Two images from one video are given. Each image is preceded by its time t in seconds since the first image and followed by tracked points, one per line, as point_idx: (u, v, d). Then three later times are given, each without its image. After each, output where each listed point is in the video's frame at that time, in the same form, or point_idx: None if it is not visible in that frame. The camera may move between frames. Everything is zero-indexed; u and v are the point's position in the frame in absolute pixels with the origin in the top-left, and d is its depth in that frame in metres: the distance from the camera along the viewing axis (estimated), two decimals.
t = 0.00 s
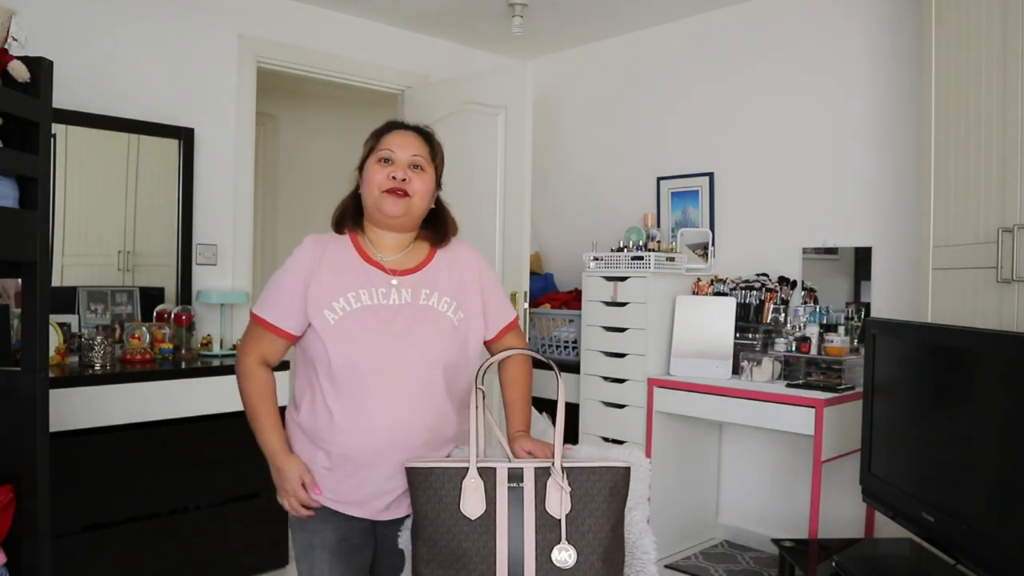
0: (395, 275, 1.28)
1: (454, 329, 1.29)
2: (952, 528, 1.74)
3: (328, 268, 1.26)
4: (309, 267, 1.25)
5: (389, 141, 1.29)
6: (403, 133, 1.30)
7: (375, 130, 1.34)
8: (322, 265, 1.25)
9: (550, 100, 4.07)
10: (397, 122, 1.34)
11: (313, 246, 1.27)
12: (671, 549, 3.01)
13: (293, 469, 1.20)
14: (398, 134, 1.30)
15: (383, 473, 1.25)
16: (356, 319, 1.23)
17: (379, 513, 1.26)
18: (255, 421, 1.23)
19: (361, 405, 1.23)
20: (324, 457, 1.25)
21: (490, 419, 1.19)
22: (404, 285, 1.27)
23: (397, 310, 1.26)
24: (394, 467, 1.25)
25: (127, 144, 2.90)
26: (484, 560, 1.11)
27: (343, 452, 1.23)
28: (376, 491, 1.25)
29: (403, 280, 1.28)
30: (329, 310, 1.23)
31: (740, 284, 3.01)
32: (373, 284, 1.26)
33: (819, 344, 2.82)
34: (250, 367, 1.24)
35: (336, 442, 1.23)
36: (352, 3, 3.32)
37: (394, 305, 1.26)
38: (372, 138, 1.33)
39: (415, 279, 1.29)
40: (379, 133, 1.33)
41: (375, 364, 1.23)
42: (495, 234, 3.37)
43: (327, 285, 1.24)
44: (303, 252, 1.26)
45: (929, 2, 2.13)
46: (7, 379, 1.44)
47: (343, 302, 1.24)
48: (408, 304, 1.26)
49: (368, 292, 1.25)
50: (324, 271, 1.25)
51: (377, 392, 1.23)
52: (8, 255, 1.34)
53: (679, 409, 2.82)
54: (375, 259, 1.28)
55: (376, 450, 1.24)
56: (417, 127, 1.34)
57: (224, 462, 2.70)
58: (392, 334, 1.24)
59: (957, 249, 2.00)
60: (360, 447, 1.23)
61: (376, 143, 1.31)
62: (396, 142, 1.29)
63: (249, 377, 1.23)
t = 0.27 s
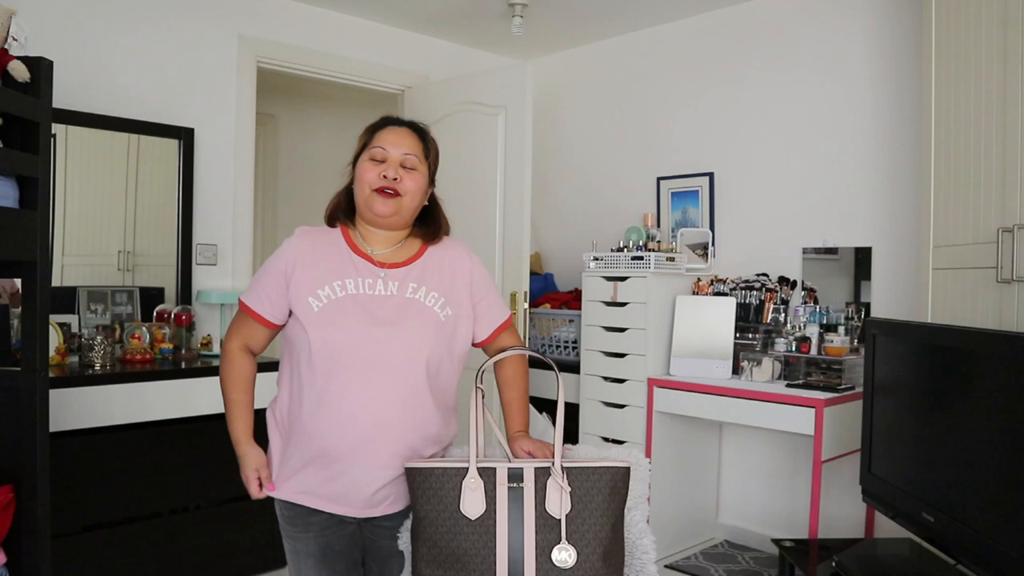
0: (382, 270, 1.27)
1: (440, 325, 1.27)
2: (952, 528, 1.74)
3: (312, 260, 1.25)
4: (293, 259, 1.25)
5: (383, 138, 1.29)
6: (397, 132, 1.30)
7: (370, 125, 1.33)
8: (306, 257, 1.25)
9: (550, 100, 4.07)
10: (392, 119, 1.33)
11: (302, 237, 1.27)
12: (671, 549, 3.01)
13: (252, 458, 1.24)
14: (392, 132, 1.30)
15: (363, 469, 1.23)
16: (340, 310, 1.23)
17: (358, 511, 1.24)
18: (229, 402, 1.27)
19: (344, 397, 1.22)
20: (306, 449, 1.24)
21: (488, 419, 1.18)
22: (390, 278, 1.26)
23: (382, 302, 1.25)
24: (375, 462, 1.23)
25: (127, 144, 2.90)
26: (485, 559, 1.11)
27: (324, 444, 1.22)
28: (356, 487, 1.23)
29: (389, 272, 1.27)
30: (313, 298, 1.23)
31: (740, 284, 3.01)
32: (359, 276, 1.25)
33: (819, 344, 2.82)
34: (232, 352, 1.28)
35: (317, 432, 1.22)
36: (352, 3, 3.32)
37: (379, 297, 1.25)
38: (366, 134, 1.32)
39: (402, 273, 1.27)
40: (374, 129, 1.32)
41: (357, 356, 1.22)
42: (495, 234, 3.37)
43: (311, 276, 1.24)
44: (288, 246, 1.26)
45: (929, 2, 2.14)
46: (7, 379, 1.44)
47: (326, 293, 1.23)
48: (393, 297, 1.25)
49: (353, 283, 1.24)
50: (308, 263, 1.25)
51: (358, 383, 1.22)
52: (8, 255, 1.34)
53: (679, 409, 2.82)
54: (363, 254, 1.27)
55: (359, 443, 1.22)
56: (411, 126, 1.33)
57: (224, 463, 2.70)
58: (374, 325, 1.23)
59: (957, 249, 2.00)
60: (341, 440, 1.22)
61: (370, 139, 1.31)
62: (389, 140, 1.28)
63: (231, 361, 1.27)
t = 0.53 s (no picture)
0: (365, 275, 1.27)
1: (427, 330, 1.26)
2: (952, 528, 1.74)
3: (298, 268, 1.26)
4: (279, 269, 1.26)
5: (381, 147, 1.29)
6: (395, 142, 1.30)
7: (367, 130, 1.33)
8: (292, 266, 1.26)
9: (550, 100, 4.07)
10: (392, 128, 1.33)
11: (289, 246, 1.29)
12: (671, 550, 3.01)
13: (260, 494, 1.25)
14: (390, 141, 1.30)
15: (350, 477, 1.22)
16: (324, 315, 1.23)
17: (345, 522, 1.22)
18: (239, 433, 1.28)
19: (330, 402, 1.22)
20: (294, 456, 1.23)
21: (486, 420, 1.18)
22: (376, 283, 1.26)
23: (367, 306, 1.24)
24: (361, 471, 1.22)
25: (127, 144, 2.90)
26: (485, 559, 1.11)
27: (312, 449, 1.22)
28: (343, 497, 1.21)
29: (374, 276, 1.27)
30: (298, 306, 1.23)
31: (740, 284, 3.01)
32: (345, 282, 1.25)
33: (819, 344, 2.82)
34: (244, 381, 1.29)
35: (304, 439, 1.22)
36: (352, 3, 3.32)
37: (364, 302, 1.25)
38: (365, 139, 1.32)
39: (388, 277, 1.27)
40: (373, 135, 1.32)
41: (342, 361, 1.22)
42: (495, 234, 3.37)
43: (296, 284, 1.25)
44: (276, 257, 1.28)
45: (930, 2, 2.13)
46: (7, 379, 1.44)
47: (311, 299, 1.24)
48: (379, 302, 1.25)
49: (337, 289, 1.24)
50: (293, 272, 1.26)
51: (344, 390, 1.22)
52: (8, 255, 1.34)
53: (679, 409, 2.82)
54: (348, 260, 1.28)
55: (346, 448, 1.22)
56: (411, 137, 1.34)
57: (224, 462, 2.70)
58: (359, 331, 1.22)
59: (957, 250, 2.00)
60: (329, 445, 1.22)
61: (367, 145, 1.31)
62: (387, 150, 1.29)
63: (241, 390, 1.29)
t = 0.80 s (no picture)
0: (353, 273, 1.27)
1: (414, 326, 1.25)
2: (952, 528, 1.74)
3: (289, 269, 1.28)
4: (270, 271, 1.28)
5: (386, 151, 1.29)
6: (401, 147, 1.30)
7: (375, 130, 1.32)
8: (283, 268, 1.28)
9: (550, 101, 4.07)
10: (399, 131, 1.33)
11: (285, 246, 1.31)
12: (671, 549, 3.01)
13: (240, 499, 1.25)
14: (395, 146, 1.30)
15: (339, 476, 1.21)
16: (312, 314, 1.24)
17: (336, 521, 1.22)
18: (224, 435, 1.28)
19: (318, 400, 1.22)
20: (287, 455, 1.24)
21: (485, 421, 1.17)
22: (364, 281, 1.26)
23: (354, 304, 1.24)
24: (353, 469, 1.21)
25: (127, 144, 2.90)
26: (484, 559, 1.11)
27: (303, 448, 1.23)
28: (336, 495, 1.21)
29: (363, 274, 1.27)
30: (287, 305, 1.25)
31: (740, 284, 3.00)
32: (333, 280, 1.26)
33: (819, 344, 2.82)
34: (235, 382, 1.30)
35: (294, 438, 1.23)
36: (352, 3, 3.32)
37: (352, 300, 1.25)
38: (370, 138, 1.31)
39: (376, 275, 1.27)
40: (379, 136, 1.31)
41: (327, 358, 1.22)
42: (495, 234, 3.37)
43: (285, 284, 1.27)
44: (268, 260, 1.30)
45: (929, 2, 2.14)
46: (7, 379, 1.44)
47: (299, 300, 1.25)
48: (366, 300, 1.25)
49: (325, 288, 1.25)
50: (284, 273, 1.28)
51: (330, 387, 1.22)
52: (8, 255, 1.34)
53: (679, 409, 2.82)
54: (338, 259, 1.28)
55: (336, 446, 1.21)
56: (417, 144, 1.34)
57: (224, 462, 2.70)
58: (343, 328, 1.22)
59: (957, 250, 2.00)
60: (318, 443, 1.22)
61: (372, 146, 1.31)
62: (392, 154, 1.29)
63: (232, 391, 1.29)
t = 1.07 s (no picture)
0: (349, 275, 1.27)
1: (411, 325, 1.25)
2: (952, 528, 1.74)
3: (286, 271, 1.28)
4: (267, 272, 1.29)
5: (382, 153, 1.28)
6: (398, 149, 1.30)
7: (373, 131, 1.32)
8: (280, 269, 1.28)
9: (550, 101, 4.07)
10: (396, 133, 1.33)
11: (281, 248, 1.31)
12: (671, 550, 3.01)
13: (238, 503, 1.26)
14: (393, 149, 1.29)
15: (339, 476, 1.22)
16: (309, 315, 1.24)
17: (336, 522, 1.22)
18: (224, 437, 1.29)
19: (317, 400, 1.22)
20: (286, 455, 1.25)
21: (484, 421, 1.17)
22: (361, 281, 1.26)
23: (352, 304, 1.25)
24: (353, 469, 1.21)
25: (127, 144, 2.90)
26: (484, 559, 1.11)
27: (302, 449, 1.23)
28: (336, 495, 1.21)
29: (360, 275, 1.27)
30: (285, 306, 1.25)
31: (740, 284, 3.00)
32: (331, 281, 1.26)
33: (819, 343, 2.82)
34: (235, 385, 1.30)
35: (293, 438, 1.23)
36: (352, 3, 3.32)
37: (349, 300, 1.25)
38: (367, 140, 1.31)
39: (373, 275, 1.27)
40: (376, 138, 1.31)
41: (326, 359, 1.22)
42: (495, 234, 3.37)
43: (282, 286, 1.27)
44: (265, 262, 1.30)
45: (929, 2, 2.14)
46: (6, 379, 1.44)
47: (297, 301, 1.25)
48: (364, 300, 1.25)
49: (323, 289, 1.25)
50: (281, 274, 1.28)
51: (327, 387, 1.22)
52: (8, 255, 1.34)
53: (679, 409, 2.81)
54: (335, 260, 1.28)
55: (336, 446, 1.22)
56: (413, 146, 1.33)
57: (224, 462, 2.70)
58: (341, 328, 1.22)
59: (957, 250, 2.00)
60: (318, 444, 1.22)
61: (368, 148, 1.30)
62: (388, 156, 1.28)
63: (232, 394, 1.30)
